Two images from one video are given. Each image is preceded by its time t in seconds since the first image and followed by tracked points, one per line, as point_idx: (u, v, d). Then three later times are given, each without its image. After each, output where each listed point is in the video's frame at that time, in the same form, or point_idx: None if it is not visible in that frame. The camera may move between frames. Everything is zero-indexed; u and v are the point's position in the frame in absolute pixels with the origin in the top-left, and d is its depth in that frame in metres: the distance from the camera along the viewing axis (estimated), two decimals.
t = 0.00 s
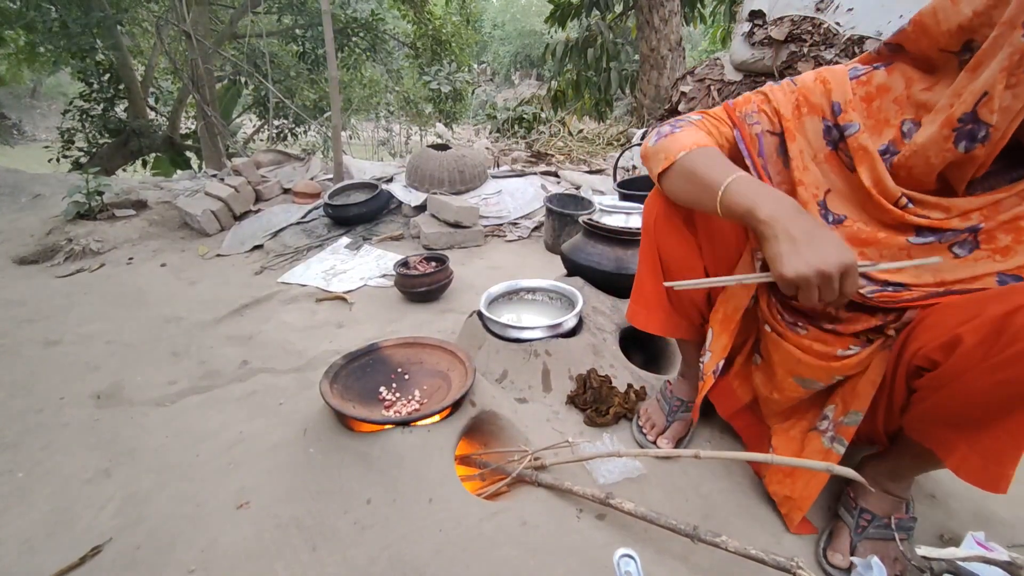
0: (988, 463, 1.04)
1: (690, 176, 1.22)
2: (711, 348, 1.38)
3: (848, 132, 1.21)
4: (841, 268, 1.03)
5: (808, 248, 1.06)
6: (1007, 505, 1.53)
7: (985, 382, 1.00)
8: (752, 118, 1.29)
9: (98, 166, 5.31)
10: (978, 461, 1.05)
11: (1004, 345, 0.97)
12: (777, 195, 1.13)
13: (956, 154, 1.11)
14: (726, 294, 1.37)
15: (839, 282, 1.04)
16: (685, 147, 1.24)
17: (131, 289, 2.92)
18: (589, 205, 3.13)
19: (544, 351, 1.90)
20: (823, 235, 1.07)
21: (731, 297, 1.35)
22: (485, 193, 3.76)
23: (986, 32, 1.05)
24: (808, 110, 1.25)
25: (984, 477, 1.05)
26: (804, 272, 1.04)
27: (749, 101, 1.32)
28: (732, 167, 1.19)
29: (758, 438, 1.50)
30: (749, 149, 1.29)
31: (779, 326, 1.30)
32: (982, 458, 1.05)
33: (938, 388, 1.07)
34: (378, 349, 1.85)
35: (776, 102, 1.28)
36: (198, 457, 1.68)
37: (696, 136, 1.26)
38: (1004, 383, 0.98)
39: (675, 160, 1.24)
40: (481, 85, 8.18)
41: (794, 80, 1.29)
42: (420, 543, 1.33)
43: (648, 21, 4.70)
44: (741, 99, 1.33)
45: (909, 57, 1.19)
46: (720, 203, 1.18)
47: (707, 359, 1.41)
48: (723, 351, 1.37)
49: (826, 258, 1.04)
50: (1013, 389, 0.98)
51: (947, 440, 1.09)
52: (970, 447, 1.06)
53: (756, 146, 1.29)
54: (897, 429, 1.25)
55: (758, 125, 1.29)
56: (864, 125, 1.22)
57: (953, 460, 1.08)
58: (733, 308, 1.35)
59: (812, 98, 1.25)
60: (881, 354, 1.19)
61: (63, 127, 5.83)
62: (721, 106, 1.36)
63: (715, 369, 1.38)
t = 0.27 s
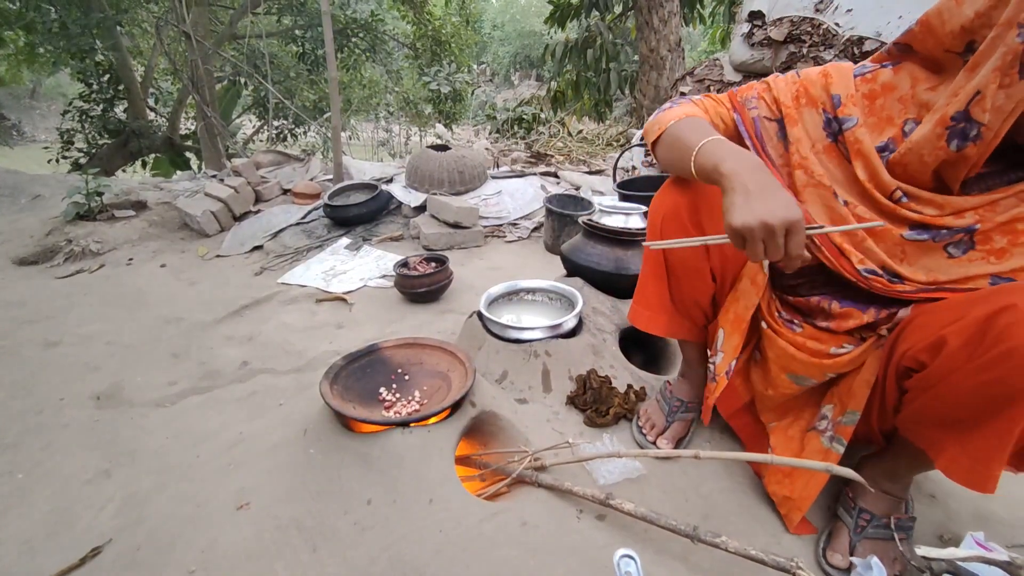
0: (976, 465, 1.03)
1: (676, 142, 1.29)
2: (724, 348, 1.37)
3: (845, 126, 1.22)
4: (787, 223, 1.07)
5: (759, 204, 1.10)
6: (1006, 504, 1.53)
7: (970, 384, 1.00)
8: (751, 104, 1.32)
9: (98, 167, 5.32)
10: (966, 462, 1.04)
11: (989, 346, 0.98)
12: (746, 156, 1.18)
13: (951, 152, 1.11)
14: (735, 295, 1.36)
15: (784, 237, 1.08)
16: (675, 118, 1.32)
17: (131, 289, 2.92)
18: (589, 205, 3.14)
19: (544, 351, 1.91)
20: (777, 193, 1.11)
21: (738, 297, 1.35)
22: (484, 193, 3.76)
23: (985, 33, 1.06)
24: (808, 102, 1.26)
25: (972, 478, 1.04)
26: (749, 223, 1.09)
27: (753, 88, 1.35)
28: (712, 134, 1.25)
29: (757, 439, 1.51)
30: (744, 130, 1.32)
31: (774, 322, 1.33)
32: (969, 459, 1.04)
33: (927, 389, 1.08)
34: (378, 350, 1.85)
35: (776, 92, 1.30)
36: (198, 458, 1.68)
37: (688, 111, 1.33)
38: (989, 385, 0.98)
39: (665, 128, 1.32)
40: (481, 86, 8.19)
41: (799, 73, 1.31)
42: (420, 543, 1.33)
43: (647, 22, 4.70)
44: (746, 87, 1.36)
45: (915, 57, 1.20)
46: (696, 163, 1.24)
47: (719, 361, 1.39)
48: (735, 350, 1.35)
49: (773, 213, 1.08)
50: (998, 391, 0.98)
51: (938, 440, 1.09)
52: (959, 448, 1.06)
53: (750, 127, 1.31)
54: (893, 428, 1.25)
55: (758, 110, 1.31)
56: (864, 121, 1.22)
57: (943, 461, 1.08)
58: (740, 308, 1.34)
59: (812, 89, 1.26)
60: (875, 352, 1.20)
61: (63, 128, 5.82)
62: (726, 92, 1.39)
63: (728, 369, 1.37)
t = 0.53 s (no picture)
0: (964, 464, 1.03)
1: (666, 157, 1.34)
2: (714, 343, 1.38)
3: (835, 131, 1.24)
4: (763, 236, 1.13)
5: (738, 216, 1.15)
6: (1004, 504, 1.53)
7: (954, 383, 1.01)
8: (744, 115, 1.36)
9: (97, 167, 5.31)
10: (955, 461, 1.04)
11: (971, 345, 0.98)
12: (726, 171, 1.23)
13: (940, 152, 1.11)
14: (728, 291, 1.36)
15: (761, 248, 1.13)
16: (668, 135, 1.38)
17: (130, 290, 2.92)
18: (588, 206, 3.14)
19: (543, 352, 1.91)
20: (755, 206, 1.16)
21: (732, 293, 1.35)
22: (484, 194, 3.76)
23: (979, 33, 1.06)
24: (799, 110, 1.29)
25: (961, 476, 1.04)
26: (727, 236, 1.14)
27: (747, 99, 1.38)
28: (699, 148, 1.30)
29: (754, 439, 1.50)
30: (736, 140, 1.35)
31: (768, 320, 1.34)
32: (958, 458, 1.03)
33: (915, 388, 1.08)
34: (378, 350, 1.85)
35: (767, 102, 1.33)
36: (198, 458, 1.68)
37: (682, 127, 1.38)
38: (973, 384, 0.98)
39: (658, 145, 1.38)
40: (481, 86, 8.19)
41: (791, 81, 1.34)
42: (419, 544, 1.33)
43: (647, 22, 4.70)
44: (740, 98, 1.40)
45: (908, 59, 1.20)
46: (682, 178, 1.29)
47: (709, 356, 1.41)
48: (726, 345, 1.37)
49: (750, 225, 1.13)
50: (981, 391, 0.98)
51: (928, 439, 1.09)
52: (948, 447, 1.05)
53: (742, 137, 1.35)
54: (886, 429, 1.25)
55: (749, 121, 1.35)
56: (855, 124, 1.24)
57: (932, 460, 1.08)
58: (732, 305, 1.35)
59: (802, 97, 1.29)
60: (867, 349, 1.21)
61: (62, 127, 5.82)
62: (722, 105, 1.44)
63: (717, 364, 1.38)
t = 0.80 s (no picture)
0: (966, 462, 1.03)
1: (658, 159, 1.34)
2: (708, 342, 1.39)
3: (831, 131, 1.24)
4: (751, 233, 1.12)
5: (727, 214, 1.15)
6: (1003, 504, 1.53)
7: (953, 383, 1.01)
8: (736, 117, 1.36)
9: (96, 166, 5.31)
10: (956, 460, 1.04)
11: (971, 344, 0.98)
12: (717, 169, 1.23)
13: (938, 153, 1.12)
14: (724, 291, 1.36)
15: (750, 245, 1.13)
16: (661, 137, 1.38)
17: (129, 289, 2.92)
18: (587, 205, 3.13)
19: (543, 351, 1.91)
20: (745, 204, 1.16)
21: (726, 293, 1.35)
22: (483, 193, 3.76)
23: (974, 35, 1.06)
24: (792, 113, 1.30)
25: (962, 474, 1.04)
26: (716, 233, 1.14)
27: (740, 101, 1.39)
28: (690, 148, 1.30)
29: (753, 439, 1.50)
30: (729, 142, 1.36)
31: (768, 321, 1.34)
32: (958, 456, 1.04)
33: (915, 388, 1.08)
34: (377, 350, 1.85)
35: (759, 104, 1.34)
36: (197, 458, 1.68)
37: (675, 130, 1.39)
38: (972, 383, 0.99)
39: (652, 147, 1.38)
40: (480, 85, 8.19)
41: (782, 84, 1.35)
42: (419, 544, 1.33)
43: (646, 22, 4.70)
44: (733, 100, 1.40)
45: (902, 60, 1.21)
46: (674, 178, 1.29)
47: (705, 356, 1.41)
48: (721, 346, 1.38)
49: (739, 223, 1.13)
50: (981, 390, 0.98)
51: (928, 438, 1.09)
52: (948, 445, 1.06)
53: (735, 139, 1.35)
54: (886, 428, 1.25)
55: (742, 123, 1.35)
56: (851, 124, 1.24)
57: (933, 458, 1.08)
58: (727, 305, 1.35)
59: (794, 100, 1.30)
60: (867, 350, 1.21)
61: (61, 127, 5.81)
62: (715, 107, 1.44)
63: (712, 365, 1.38)
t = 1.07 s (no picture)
0: (970, 460, 1.03)
1: (659, 161, 1.34)
2: (710, 343, 1.39)
3: (828, 131, 1.24)
4: (758, 236, 1.13)
5: (734, 217, 1.15)
6: (1001, 503, 1.54)
7: (956, 382, 1.01)
8: (733, 119, 1.36)
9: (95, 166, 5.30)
10: (957, 458, 1.04)
11: (973, 343, 0.98)
12: (721, 172, 1.23)
13: (936, 153, 1.12)
14: (724, 291, 1.36)
15: (757, 250, 1.13)
16: (658, 140, 1.38)
17: (128, 289, 2.91)
18: (587, 205, 3.13)
19: (542, 351, 1.90)
20: (751, 208, 1.16)
21: (726, 293, 1.35)
22: (483, 193, 3.76)
23: (967, 35, 1.07)
24: (787, 114, 1.29)
25: (965, 473, 1.04)
26: (723, 238, 1.14)
27: (735, 103, 1.38)
28: (692, 151, 1.30)
29: (753, 440, 1.50)
30: (726, 144, 1.35)
31: (768, 321, 1.33)
32: (961, 455, 1.04)
33: (916, 387, 1.08)
34: (376, 350, 1.85)
35: (755, 106, 1.34)
36: (196, 458, 1.68)
37: (672, 132, 1.38)
38: (974, 382, 0.99)
39: (650, 151, 1.38)
40: (480, 86, 8.19)
41: (777, 85, 1.35)
42: (418, 544, 1.32)
43: (645, 22, 4.71)
44: (728, 102, 1.40)
45: (893, 61, 1.22)
46: (676, 181, 1.29)
47: (705, 356, 1.41)
48: (721, 346, 1.37)
49: (745, 227, 1.13)
50: (983, 388, 0.98)
51: (931, 437, 1.09)
52: (950, 444, 1.06)
53: (732, 140, 1.34)
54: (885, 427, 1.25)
55: (738, 125, 1.35)
56: (847, 124, 1.23)
57: (936, 457, 1.08)
58: (727, 305, 1.36)
59: (789, 101, 1.29)
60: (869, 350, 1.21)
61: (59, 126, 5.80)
62: (710, 109, 1.44)
63: (715, 365, 1.38)
